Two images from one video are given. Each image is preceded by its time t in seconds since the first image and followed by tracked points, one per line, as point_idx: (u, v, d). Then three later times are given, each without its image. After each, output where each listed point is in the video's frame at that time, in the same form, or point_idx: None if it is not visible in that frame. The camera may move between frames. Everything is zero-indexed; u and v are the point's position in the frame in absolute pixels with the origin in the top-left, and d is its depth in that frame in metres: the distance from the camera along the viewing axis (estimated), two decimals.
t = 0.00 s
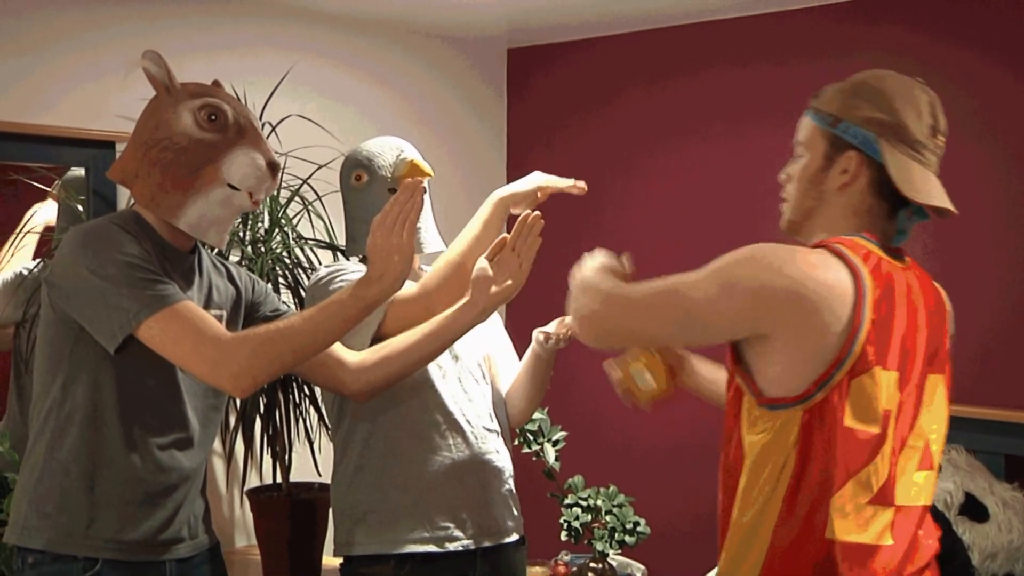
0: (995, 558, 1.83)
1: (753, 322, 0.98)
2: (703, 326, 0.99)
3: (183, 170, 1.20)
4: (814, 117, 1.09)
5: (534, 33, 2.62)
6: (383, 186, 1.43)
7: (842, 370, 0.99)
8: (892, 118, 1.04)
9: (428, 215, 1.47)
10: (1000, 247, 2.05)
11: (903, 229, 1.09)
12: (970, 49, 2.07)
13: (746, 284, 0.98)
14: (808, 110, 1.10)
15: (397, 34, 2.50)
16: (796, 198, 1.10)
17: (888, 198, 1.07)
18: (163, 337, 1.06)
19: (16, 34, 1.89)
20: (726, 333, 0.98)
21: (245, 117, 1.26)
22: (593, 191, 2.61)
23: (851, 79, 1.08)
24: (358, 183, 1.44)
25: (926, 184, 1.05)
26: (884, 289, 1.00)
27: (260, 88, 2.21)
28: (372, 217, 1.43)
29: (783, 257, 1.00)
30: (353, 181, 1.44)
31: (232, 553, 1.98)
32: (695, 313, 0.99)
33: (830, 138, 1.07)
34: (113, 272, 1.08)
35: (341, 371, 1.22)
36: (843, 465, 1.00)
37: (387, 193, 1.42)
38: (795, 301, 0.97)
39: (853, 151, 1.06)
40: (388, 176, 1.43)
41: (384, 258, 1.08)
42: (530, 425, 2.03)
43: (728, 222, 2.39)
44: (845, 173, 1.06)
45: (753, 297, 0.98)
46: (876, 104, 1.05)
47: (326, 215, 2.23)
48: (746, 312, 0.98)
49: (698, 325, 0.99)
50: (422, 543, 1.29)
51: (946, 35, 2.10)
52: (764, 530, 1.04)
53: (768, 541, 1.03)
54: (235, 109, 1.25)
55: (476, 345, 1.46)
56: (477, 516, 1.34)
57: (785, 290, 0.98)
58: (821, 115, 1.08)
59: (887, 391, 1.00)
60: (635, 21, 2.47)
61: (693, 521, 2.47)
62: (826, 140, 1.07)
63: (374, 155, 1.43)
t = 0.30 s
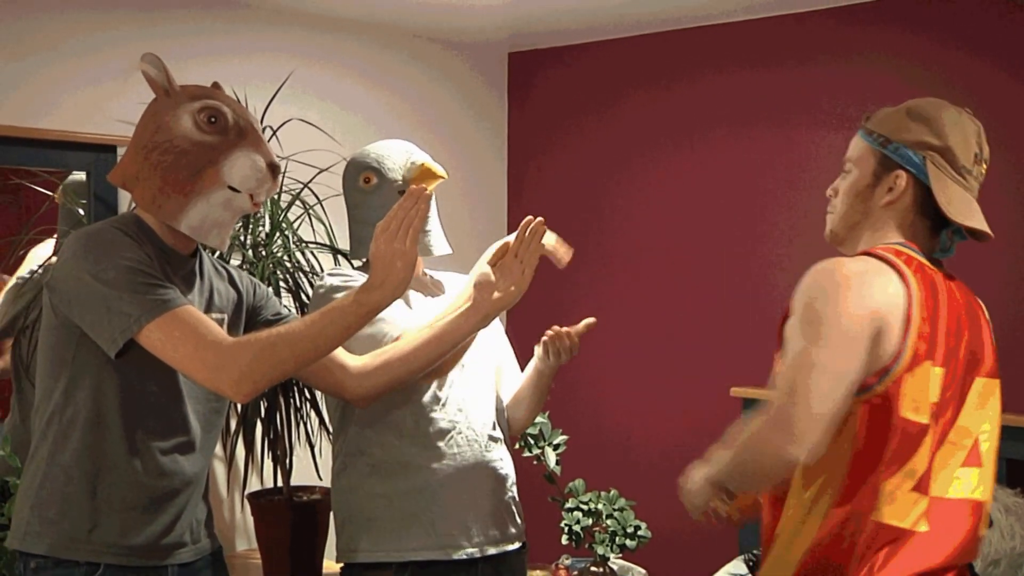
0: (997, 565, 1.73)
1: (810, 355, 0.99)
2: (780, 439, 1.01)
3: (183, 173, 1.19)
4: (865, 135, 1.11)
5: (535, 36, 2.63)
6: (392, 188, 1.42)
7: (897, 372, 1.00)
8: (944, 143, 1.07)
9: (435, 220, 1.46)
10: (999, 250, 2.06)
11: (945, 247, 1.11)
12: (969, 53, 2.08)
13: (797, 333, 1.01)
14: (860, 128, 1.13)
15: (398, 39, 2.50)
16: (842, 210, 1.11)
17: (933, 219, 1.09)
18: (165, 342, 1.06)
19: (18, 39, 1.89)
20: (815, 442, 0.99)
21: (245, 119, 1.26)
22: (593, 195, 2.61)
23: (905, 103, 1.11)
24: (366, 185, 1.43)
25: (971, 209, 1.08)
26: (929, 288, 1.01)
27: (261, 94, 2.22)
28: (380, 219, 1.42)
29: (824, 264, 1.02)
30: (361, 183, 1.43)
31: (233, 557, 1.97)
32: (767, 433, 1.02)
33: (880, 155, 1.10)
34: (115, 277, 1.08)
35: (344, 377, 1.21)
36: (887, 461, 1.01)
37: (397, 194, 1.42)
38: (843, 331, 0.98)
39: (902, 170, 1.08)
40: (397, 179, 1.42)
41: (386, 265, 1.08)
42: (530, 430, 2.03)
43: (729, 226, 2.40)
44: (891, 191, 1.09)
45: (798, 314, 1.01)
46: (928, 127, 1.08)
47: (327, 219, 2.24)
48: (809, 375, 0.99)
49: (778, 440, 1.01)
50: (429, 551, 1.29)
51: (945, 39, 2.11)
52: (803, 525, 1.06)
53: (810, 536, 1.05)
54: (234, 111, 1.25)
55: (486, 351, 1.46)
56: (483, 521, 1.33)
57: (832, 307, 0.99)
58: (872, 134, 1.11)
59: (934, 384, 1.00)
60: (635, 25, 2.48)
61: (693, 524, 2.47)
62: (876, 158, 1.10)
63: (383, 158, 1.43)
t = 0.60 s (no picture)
0: (996, 565, 1.73)
1: (885, 339, 1.10)
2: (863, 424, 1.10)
3: (179, 172, 1.19)
4: (870, 141, 1.29)
5: (533, 36, 2.63)
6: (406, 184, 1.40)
7: (948, 355, 1.16)
8: (943, 144, 1.24)
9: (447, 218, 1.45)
10: (998, 249, 2.06)
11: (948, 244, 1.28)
12: (968, 51, 2.08)
13: (861, 324, 1.13)
14: (866, 137, 1.30)
15: (398, 39, 2.50)
16: (849, 205, 1.27)
17: (931, 211, 1.25)
18: (162, 343, 1.06)
19: (18, 39, 1.89)
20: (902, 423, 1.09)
21: (241, 116, 1.26)
22: (592, 194, 2.61)
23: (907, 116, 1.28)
24: (378, 182, 1.40)
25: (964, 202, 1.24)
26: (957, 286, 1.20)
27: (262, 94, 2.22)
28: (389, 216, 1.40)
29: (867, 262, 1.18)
30: (372, 180, 1.40)
31: (233, 556, 1.98)
32: (849, 423, 1.11)
33: (886, 156, 1.26)
34: (112, 278, 1.08)
35: (342, 376, 1.23)
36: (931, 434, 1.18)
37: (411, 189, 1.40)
38: (909, 316, 1.11)
39: (909, 171, 1.24)
40: (410, 176, 1.40)
41: (384, 268, 1.08)
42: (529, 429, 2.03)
43: (728, 225, 2.40)
44: (897, 189, 1.24)
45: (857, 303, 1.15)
46: (929, 131, 1.25)
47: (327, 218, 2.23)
48: (884, 358, 1.10)
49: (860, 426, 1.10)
50: (437, 558, 1.30)
51: (941, 38, 2.11)
52: (861, 503, 1.18)
53: (869, 511, 1.18)
54: (229, 108, 1.25)
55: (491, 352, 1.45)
56: (485, 524, 1.34)
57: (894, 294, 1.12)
58: (879, 140, 1.27)
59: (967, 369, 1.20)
60: (633, 24, 2.48)
61: (692, 523, 2.47)
62: (883, 158, 1.26)
63: (395, 156, 1.41)
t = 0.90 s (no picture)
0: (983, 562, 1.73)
1: (908, 327, 1.11)
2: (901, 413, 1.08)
3: (167, 169, 1.19)
4: (826, 159, 1.34)
5: (524, 35, 2.62)
6: (422, 179, 1.35)
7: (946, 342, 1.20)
8: (896, 161, 1.30)
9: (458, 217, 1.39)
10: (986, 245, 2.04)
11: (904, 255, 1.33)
12: (956, 48, 2.07)
13: (872, 316, 1.13)
14: (821, 155, 1.35)
15: (386, 37, 2.50)
16: (812, 215, 1.31)
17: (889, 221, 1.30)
18: (147, 341, 1.05)
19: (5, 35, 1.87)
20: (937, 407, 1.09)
21: (229, 113, 1.26)
22: (584, 192, 2.62)
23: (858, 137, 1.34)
24: (391, 175, 1.34)
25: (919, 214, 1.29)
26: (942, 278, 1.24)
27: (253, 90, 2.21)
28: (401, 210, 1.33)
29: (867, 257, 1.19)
30: (386, 173, 1.34)
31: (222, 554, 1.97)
32: (881, 408, 1.09)
33: (844, 171, 1.31)
34: (98, 276, 1.07)
35: (329, 376, 1.21)
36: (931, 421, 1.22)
37: (428, 186, 1.35)
38: (920, 301, 1.12)
39: (870, 183, 1.29)
40: (427, 171, 1.35)
41: (372, 268, 1.08)
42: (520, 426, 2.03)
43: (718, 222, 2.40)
44: (861, 200, 1.29)
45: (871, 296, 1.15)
46: (883, 149, 1.31)
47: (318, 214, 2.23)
48: (904, 343, 1.10)
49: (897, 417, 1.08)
50: (447, 561, 1.27)
51: (930, 37, 2.10)
52: (884, 494, 1.20)
53: (891, 500, 1.19)
54: (217, 104, 1.24)
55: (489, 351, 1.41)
56: (485, 523, 1.33)
57: (908, 285, 1.13)
58: (836, 157, 1.33)
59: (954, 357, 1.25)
60: (624, 23, 2.47)
61: (683, 520, 2.47)
62: (842, 174, 1.31)
63: (410, 150, 1.35)
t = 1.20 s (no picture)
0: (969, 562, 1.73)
1: (933, 326, 1.06)
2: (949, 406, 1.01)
3: (153, 168, 1.18)
4: (779, 160, 1.31)
5: (511, 36, 2.62)
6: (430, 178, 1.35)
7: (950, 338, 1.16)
8: (848, 168, 1.29)
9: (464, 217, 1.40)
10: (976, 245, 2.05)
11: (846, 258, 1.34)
12: (944, 48, 2.07)
13: (883, 316, 1.09)
14: (772, 155, 1.33)
15: (375, 38, 2.49)
16: (769, 218, 1.29)
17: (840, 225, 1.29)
18: (132, 341, 1.05)
19: None
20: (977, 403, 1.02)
21: (215, 112, 1.25)
22: (573, 192, 2.62)
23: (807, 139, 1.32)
24: (401, 172, 1.34)
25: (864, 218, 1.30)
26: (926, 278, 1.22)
27: (242, 91, 2.20)
28: (411, 207, 1.34)
29: (873, 258, 1.14)
30: (395, 170, 1.34)
31: (209, 554, 1.97)
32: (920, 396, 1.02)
33: (801, 175, 1.29)
34: (83, 277, 1.07)
35: (317, 375, 1.21)
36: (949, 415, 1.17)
37: (437, 185, 1.35)
38: (926, 295, 1.09)
39: (826, 187, 1.28)
40: (435, 169, 1.35)
41: (358, 267, 1.07)
42: (509, 426, 2.03)
43: (707, 221, 2.40)
44: (819, 204, 1.28)
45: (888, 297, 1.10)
46: (835, 154, 1.30)
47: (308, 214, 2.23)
48: (923, 333, 1.05)
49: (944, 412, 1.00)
50: (430, 563, 1.28)
51: (916, 38, 2.11)
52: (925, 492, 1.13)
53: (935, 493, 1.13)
54: (203, 103, 1.24)
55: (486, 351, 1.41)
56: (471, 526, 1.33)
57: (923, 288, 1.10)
58: (790, 157, 1.31)
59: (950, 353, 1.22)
60: (612, 23, 2.47)
61: (671, 520, 2.48)
62: (798, 175, 1.29)
63: (421, 147, 1.35)
